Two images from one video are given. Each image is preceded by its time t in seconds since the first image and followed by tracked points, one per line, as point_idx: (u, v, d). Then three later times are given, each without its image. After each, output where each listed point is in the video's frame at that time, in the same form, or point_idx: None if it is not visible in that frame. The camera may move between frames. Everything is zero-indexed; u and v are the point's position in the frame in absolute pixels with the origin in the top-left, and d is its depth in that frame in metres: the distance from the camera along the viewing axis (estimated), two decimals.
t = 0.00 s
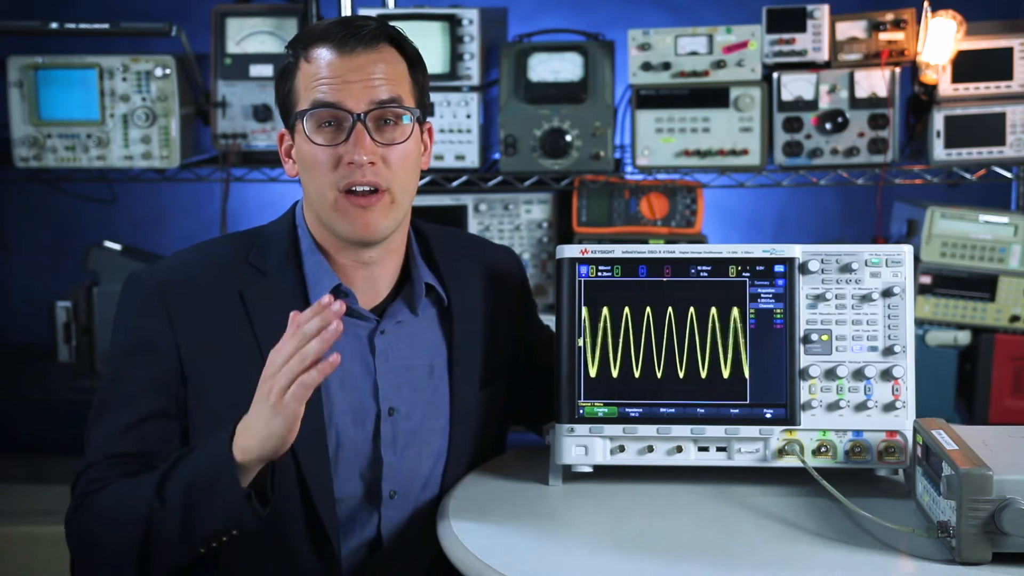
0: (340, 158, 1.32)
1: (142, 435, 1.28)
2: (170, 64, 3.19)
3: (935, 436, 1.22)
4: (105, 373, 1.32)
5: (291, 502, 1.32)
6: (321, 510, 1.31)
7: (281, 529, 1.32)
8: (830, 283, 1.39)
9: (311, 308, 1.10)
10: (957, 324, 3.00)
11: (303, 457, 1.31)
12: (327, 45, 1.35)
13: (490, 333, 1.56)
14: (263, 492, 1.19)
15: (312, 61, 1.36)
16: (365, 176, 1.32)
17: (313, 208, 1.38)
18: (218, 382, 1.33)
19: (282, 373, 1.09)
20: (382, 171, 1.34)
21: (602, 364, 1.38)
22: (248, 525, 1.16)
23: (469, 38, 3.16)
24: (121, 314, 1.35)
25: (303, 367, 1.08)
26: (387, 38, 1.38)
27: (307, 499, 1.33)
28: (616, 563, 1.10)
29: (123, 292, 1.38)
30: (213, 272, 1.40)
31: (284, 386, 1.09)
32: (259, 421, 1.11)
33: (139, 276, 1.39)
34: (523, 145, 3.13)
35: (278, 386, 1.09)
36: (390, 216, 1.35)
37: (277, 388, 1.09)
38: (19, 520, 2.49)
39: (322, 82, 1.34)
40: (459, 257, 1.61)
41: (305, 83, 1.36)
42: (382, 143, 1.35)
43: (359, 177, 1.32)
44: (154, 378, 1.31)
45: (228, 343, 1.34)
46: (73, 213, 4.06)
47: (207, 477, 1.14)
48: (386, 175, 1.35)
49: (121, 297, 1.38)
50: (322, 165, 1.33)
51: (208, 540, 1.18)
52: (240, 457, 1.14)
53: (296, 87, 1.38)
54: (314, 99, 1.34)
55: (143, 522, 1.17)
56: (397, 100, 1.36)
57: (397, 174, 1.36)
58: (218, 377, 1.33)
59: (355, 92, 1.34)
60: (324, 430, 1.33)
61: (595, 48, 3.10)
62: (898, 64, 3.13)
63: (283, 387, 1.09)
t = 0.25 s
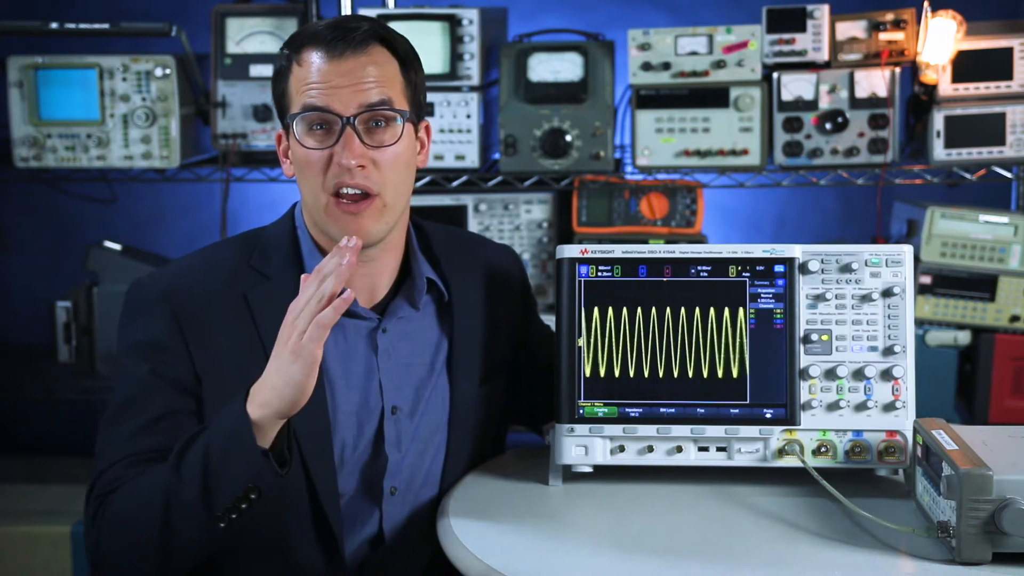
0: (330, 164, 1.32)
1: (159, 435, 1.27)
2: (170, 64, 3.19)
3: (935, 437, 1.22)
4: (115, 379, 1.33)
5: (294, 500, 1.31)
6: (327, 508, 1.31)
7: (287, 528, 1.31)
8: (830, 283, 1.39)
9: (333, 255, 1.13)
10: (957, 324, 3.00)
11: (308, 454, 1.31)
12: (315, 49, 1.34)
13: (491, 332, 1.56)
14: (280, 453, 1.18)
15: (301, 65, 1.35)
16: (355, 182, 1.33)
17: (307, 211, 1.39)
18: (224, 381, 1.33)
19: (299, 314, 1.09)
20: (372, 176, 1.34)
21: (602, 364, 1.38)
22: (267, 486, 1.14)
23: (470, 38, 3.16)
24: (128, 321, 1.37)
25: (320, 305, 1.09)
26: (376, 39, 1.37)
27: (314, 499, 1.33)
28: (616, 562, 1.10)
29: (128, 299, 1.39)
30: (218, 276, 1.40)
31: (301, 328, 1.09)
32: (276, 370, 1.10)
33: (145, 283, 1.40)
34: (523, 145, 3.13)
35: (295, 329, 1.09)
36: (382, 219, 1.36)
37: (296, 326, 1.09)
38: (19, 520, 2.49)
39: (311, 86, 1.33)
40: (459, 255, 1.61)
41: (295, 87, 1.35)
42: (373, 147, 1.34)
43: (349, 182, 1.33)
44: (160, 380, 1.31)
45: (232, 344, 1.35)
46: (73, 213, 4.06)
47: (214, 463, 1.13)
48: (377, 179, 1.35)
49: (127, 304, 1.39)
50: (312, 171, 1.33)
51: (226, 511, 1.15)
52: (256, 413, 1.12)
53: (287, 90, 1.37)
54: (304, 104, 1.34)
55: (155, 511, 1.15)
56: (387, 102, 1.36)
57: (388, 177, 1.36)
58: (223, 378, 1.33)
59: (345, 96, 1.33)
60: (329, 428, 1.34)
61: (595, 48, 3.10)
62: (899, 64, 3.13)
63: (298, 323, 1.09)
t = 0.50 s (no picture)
0: (333, 154, 1.32)
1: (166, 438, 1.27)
2: (170, 64, 3.19)
3: (935, 436, 1.22)
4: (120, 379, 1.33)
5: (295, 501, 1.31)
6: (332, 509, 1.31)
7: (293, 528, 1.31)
8: (830, 284, 1.39)
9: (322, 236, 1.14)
10: (957, 324, 3.00)
11: (314, 456, 1.31)
12: (318, 44, 1.35)
13: (493, 332, 1.56)
14: (286, 440, 1.17)
15: (304, 61, 1.36)
16: (358, 171, 1.32)
17: (311, 205, 1.38)
18: (230, 380, 1.33)
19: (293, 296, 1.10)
20: (375, 165, 1.33)
21: (603, 363, 1.38)
22: (273, 473, 1.13)
23: (469, 38, 3.16)
24: (132, 320, 1.37)
25: (312, 284, 1.10)
26: (378, 33, 1.38)
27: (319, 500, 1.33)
28: (616, 563, 1.10)
29: (133, 299, 1.39)
30: (222, 275, 1.40)
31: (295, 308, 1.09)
32: (273, 354, 1.10)
33: (150, 283, 1.40)
34: (523, 145, 3.13)
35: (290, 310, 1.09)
36: (386, 209, 1.35)
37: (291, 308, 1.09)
38: (19, 520, 2.49)
39: (314, 80, 1.34)
40: (461, 255, 1.61)
41: (298, 83, 1.36)
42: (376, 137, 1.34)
43: (352, 172, 1.32)
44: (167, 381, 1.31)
45: (238, 345, 1.35)
46: (73, 213, 4.06)
47: (219, 460, 1.13)
48: (381, 169, 1.34)
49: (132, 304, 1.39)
50: (315, 162, 1.32)
51: (234, 502, 1.15)
52: (257, 401, 1.12)
53: (290, 87, 1.38)
54: (306, 98, 1.34)
55: (162, 511, 1.15)
56: (389, 93, 1.36)
57: (391, 167, 1.35)
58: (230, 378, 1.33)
59: (347, 87, 1.33)
60: (335, 431, 1.34)
61: (595, 48, 3.10)
62: (899, 64, 3.13)
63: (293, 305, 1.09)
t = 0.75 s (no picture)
0: (338, 158, 1.32)
1: (168, 445, 1.28)
2: (170, 64, 3.19)
3: (935, 437, 1.22)
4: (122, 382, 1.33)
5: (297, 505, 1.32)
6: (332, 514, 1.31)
7: (295, 532, 1.31)
8: (830, 284, 1.39)
9: (343, 271, 1.13)
10: (957, 324, 3.00)
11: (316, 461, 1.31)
12: (326, 46, 1.36)
13: (494, 334, 1.55)
14: (292, 470, 1.18)
15: (312, 63, 1.36)
16: (363, 176, 1.32)
17: (315, 209, 1.38)
18: (232, 385, 1.34)
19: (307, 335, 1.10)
20: (380, 171, 1.33)
21: (602, 363, 1.38)
22: (279, 504, 1.15)
23: (470, 38, 3.16)
24: (133, 322, 1.36)
25: (328, 323, 1.09)
26: (386, 38, 1.38)
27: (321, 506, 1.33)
28: (616, 563, 1.10)
29: (134, 301, 1.39)
30: (224, 280, 1.40)
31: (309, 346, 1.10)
32: (285, 387, 1.10)
33: (151, 285, 1.40)
34: (523, 145, 3.13)
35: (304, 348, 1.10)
36: (390, 215, 1.34)
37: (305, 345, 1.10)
38: (19, 520, 2.49)
39: (321, 83, 1.34)
40: (462, 257, 1.61)
41: (304, 85, 1.36)
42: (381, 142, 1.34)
43: (356, 176, 1.31)
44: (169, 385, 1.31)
45: (239, 349, 1.35)
46: (73, 213, 4.06)
47: (225, 479, 1.14)
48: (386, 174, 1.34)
49: (133, 305, 1.39)
50: (320, 166, 1.32)
51: (238, 528, 1.17)
52: (264, 430, 1.12)
53: (297, 90, 1.38)
54: (313, 100, 1.34)
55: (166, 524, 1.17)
56: (396, 98, 1.36)
57: (396, 173, 1.35)
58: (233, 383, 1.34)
59: (354, 91, 1.34)
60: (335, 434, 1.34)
61: (595, 48, 3.10)
62: (899, 64, 3.13)
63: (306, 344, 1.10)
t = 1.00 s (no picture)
0: (342, 161, 1.32)
1: (168, 445, 1.28)
2: (170, 64, 3.19)
3: (935, 436, 1.22)
4: (123, 382, 1.33)
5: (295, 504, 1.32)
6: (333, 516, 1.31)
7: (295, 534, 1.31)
8: (830, 283, 1.39)
9: (349, 279, 1.12)
10: (957, 324, 3.00)
11: (316, 463, 1.31)
12: (330, 48, 1.35)
13: (495, 335, 1.55)
14: (291, 474, 1.18)
15: (315, 64, 1.36)
16: (367, 179, 1.32)
17: (317, 210, 1.37)
18: (233, 386, 1.34)
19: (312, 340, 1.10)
20: (383, 174, 1.33)
21: (602, 363, 1.38)
22: (277, 508, 1.14)
23: (469, 38, 3.16)
24: (134, 322, 1.36)
25: (332, 331, 1.09)
26: (390, 40, 1.38)
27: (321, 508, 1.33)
28: (617, 563, 1.10)
29: (135, 301, 1.39)
30: (226, 280, 1.39)
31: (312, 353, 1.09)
32: (287, 392, 1.10)
33: (152, 285, 1.39)
34: (523, 145, 3.13)
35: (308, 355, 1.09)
36: (393, 217, 1.35)
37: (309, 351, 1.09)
38: (19, 520, 2.49)
39: (324, 85, 1.34)
40: (463, 257, 1.61)
41: (307, 86, 1.36)
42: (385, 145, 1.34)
43: (360, 179, 1.31)
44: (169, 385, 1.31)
45: (241, 350, 1.35)
46: (73, 213, 4.06)
47: (224, 483, 1.14)
48: (389, 177, 1.34)
49: (134, 305, 1.39)
50: (323, 168, 1.32)
51: (236, 531, 1.17)
52: (264, 434, 1.12)
53: (299, 91, 1.38)
54: (316, 102, 1.34)
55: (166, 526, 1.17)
56: (399, 101, 1.36)
57: (399, 176, 1.35)
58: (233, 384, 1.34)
59: (358, 94, 1.34)
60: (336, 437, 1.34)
61: (595, 48, 3.10)
62: (898, 64, 3.13)
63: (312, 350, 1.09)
